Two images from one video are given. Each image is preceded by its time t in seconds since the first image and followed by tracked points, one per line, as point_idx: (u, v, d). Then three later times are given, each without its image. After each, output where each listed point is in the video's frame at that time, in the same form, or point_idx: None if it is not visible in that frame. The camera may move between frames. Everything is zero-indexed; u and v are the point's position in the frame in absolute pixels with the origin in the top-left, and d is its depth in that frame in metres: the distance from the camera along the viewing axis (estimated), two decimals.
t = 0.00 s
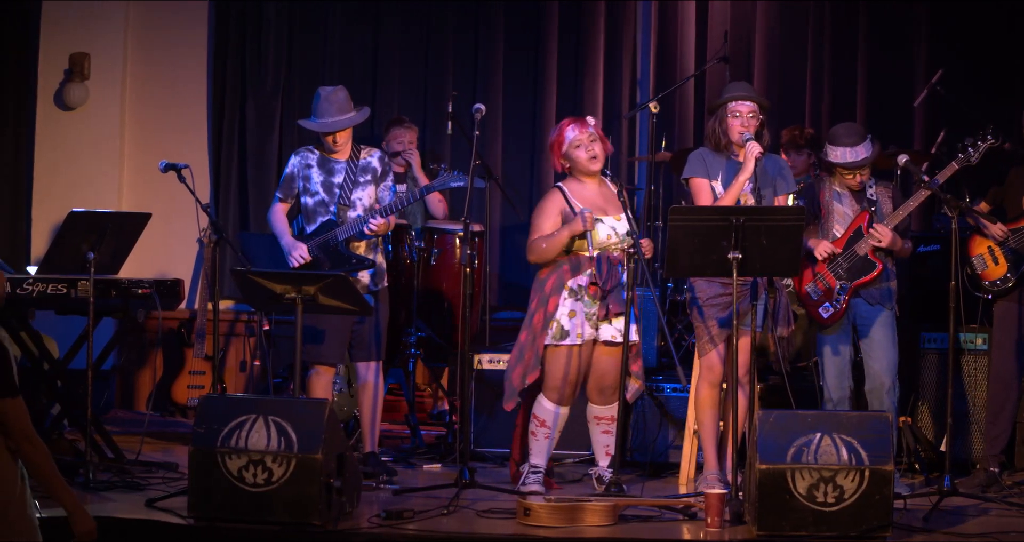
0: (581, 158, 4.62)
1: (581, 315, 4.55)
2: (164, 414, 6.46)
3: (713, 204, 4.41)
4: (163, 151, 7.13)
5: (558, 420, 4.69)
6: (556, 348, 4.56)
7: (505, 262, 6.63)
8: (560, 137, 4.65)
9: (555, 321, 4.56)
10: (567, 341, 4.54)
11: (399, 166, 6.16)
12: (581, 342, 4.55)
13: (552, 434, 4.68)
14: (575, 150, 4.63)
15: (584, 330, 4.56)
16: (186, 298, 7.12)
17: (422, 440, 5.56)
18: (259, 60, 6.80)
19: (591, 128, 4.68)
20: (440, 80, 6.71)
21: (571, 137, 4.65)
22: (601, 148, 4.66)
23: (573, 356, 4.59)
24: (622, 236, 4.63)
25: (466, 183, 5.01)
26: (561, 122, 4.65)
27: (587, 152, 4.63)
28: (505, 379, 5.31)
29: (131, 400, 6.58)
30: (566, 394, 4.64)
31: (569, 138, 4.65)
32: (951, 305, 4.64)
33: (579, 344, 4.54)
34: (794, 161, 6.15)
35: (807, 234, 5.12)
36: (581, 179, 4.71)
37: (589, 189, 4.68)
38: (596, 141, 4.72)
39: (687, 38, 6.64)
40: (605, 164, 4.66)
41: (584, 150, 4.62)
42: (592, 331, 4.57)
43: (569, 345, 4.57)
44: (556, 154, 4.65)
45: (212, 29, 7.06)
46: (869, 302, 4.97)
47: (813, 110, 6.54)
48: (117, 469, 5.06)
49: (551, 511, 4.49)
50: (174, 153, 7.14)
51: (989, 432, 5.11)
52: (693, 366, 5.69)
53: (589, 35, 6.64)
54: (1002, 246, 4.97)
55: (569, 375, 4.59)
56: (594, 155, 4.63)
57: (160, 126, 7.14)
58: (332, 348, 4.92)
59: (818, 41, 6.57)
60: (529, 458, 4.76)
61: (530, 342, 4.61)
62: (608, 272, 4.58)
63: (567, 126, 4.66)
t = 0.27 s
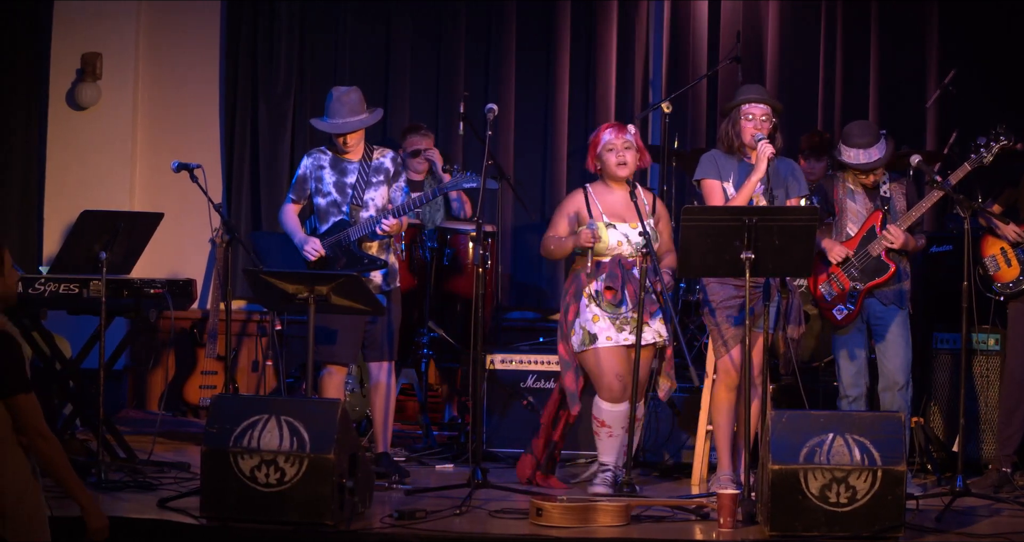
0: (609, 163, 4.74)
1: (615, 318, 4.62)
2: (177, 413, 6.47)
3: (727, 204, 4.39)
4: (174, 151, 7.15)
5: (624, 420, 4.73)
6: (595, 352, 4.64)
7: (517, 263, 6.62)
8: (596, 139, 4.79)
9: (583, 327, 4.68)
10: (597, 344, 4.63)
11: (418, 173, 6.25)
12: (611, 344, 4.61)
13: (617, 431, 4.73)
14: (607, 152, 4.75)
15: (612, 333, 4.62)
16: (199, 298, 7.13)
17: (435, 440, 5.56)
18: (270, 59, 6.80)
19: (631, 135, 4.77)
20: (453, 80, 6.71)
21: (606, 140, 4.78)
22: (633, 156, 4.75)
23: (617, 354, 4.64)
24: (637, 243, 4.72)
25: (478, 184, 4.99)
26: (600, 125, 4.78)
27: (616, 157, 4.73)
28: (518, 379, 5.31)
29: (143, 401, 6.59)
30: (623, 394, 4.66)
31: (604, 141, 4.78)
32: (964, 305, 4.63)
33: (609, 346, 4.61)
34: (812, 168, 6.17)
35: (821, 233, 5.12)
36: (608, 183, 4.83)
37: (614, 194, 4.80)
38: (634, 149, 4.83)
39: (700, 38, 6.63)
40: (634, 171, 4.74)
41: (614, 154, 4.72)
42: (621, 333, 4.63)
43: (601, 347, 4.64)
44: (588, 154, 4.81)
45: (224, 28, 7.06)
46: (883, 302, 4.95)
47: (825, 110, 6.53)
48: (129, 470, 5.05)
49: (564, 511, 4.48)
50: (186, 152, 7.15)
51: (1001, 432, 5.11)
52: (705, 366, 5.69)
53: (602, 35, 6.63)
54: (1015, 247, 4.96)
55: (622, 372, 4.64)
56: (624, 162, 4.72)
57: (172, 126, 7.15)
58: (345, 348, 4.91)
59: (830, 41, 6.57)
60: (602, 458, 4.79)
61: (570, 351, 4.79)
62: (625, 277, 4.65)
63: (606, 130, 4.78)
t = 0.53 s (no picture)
0: (616, 156, 4.78)
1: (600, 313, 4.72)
2: (187, 414, 6.47)
3: (738, 206, 4.37)
4: (186, 152, 7.15)
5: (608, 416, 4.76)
6: (582, 345, 4.74)
7: (527, 264, 6.62)
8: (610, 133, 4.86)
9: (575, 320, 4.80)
10: (585, 336, 4.73)
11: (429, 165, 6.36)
12: (596, 337, 4.71)
13: (601, 426, 4.77)
14: (617, 145, 4.80)
15: (601, 327, 4.71)
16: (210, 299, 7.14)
17: (446, 441, 5.56)
18: (282, 60, 6.81)
19: (645, 132, 4.80)
20: (464, 81, 6.73)
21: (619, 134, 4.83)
22: (640, 153, 4.77)
23: (603, 349, 4.72)
24: (633, 239, 4.75)
25: (488, 185, 5.01)
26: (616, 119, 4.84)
27: (623, 150, 4.77)
28: (530, 380, 5.32)
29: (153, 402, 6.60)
30: (606, 389, 4.71)
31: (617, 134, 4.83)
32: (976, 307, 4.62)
33: (595, 340, 4.70)
34: (823, 164, 6.10)
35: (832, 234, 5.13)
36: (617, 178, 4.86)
37: (621, 189, 4.82)
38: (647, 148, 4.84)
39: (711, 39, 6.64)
40: (639, 166, 4.76)
41: (621, 146, 4.76)
42: (608, 328, 4.71)
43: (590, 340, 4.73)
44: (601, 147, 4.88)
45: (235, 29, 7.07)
46: (897, 304, 4.97)
47: (837, 110, 6.53)
48: (140, 471, 5.05)
49: (575, 512, 4.47)
50: (197, 154, 7.16)
51: (1012, 433, 5.10)
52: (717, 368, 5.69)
53: (613, 36, 6.64)
54: None
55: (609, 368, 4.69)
56: (629, 156, 4.75)
57: (182, 127, 7.16)
58: (356, 350, 4.91)
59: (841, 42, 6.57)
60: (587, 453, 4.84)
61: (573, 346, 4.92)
62: (616, 273, 4.73)
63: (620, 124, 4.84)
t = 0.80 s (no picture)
0: (600, 158, 4.84)
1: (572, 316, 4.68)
2: (197, 415, 6.50)
3: (746, 208, 4.35)
4: (194, 153, 7.17)
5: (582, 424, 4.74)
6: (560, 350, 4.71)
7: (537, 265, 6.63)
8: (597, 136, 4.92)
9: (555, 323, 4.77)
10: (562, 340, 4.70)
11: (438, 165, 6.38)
12: (574, 342, 4.66)
13: (574, 436, 4.75)
14: (602, 148, 4.85)
15: (578, 331, 4.66)
16: (220, 300, 7.15)
17: (454, 443, 5.57)
18: (291, 61, 6.82)
19: (631, 137, 4.84)
20: (473, 83, 6.74)
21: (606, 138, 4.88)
22: (624, 158, 4.81)
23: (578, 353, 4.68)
24: (610, 240, 4.75)
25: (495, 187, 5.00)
26: (605, 122, 4.91)
27: (607, 153, 4.82)
28: (537, 384, 5.35)
29: (163, 403, 6.62)
30: (581, 398, 4.69)
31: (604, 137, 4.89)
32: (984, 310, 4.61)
33: (573, 345, 4.66)
34: (831, 166, 6.13)
35: (841, 236, 5.13)
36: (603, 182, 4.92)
37: (605, 193, 4.87)
38: (634, 155, 4.88)
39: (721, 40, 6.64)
40: (621, 170, 4.80)
41: (607, 149, 4.82)
42: (586, 332, 4.65)
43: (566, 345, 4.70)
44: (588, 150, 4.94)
45: (244, 30, 7.08)
46: (905, 306, 4.98)
47: (846, 112, 6.53)
48: (148, 472, 5.06)
49: (583, 515, 4.43)
50: (206, 155, 7.17)
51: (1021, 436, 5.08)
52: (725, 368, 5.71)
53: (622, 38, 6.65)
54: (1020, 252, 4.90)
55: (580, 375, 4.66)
56: (613, 160, 4.80)
57: (191, 128, 7.17)
58: (364, 351, 4.91)
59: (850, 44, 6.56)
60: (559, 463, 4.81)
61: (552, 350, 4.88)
62: (592, 276, 4.70)
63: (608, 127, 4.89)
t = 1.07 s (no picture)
0: (587, 164, 4.74)
1: (549, 318, 4.70)
2: (208, 418, 6.53)
3: (757, 211, 4.29)
4: (206, 155, 7.17)
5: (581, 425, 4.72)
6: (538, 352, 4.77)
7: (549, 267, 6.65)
8: (584, 140, 4.81)
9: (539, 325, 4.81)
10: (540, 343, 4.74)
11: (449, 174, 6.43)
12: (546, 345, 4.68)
13: (577, 440, 4.72)
14: (590, 153, 4.74)
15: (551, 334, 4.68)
16: (231, 302, 7.13)
17: (466, 446, 5.58)
18: (302, 62, 6.82)
19: (618, 142, 4.74)
20: (484, 85, 6.75)
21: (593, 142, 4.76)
22: (612, 164, 4.72)
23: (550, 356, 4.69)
24: (594, 244, 4.67)
25: (507, 190, 5.01)
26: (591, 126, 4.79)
27: (595, 159, 4.72)
28: (549, 385, 5.44)
29: (174, 405, 6.64)
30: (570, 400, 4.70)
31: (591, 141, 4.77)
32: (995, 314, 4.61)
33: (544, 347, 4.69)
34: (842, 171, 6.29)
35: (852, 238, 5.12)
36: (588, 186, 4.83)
37: (591, 198, 4.79)
38: (620, 160, 4.80)
39: (733, 43, 6.65)
40: (608, 177, 4.71)
41: (594, 155, 4.71)
42: (555, 334, 4.64)
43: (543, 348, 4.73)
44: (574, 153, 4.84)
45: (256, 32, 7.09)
46: (916, 309, 4.98)
47: (857, 115, 6.53)
48: (160, 475, 5.05)
49: (595, 518, 4.36)
50: (217, 156, 7.18)
51: None
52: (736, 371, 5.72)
53: (634, 40, 6.66)
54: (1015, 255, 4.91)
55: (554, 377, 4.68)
56: (600, 167, 4.70)
57: (202, 130, 7.18)
58: (376, 354, 4.91)
59: (861, 46, 6.57)
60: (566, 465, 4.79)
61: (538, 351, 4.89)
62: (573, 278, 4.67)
63: (595, 131, 4.76)
